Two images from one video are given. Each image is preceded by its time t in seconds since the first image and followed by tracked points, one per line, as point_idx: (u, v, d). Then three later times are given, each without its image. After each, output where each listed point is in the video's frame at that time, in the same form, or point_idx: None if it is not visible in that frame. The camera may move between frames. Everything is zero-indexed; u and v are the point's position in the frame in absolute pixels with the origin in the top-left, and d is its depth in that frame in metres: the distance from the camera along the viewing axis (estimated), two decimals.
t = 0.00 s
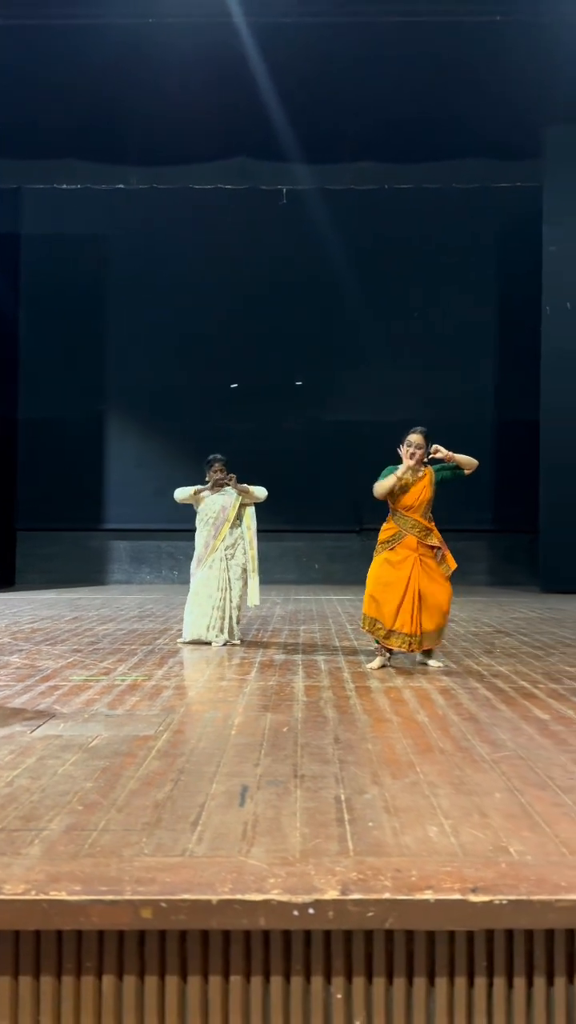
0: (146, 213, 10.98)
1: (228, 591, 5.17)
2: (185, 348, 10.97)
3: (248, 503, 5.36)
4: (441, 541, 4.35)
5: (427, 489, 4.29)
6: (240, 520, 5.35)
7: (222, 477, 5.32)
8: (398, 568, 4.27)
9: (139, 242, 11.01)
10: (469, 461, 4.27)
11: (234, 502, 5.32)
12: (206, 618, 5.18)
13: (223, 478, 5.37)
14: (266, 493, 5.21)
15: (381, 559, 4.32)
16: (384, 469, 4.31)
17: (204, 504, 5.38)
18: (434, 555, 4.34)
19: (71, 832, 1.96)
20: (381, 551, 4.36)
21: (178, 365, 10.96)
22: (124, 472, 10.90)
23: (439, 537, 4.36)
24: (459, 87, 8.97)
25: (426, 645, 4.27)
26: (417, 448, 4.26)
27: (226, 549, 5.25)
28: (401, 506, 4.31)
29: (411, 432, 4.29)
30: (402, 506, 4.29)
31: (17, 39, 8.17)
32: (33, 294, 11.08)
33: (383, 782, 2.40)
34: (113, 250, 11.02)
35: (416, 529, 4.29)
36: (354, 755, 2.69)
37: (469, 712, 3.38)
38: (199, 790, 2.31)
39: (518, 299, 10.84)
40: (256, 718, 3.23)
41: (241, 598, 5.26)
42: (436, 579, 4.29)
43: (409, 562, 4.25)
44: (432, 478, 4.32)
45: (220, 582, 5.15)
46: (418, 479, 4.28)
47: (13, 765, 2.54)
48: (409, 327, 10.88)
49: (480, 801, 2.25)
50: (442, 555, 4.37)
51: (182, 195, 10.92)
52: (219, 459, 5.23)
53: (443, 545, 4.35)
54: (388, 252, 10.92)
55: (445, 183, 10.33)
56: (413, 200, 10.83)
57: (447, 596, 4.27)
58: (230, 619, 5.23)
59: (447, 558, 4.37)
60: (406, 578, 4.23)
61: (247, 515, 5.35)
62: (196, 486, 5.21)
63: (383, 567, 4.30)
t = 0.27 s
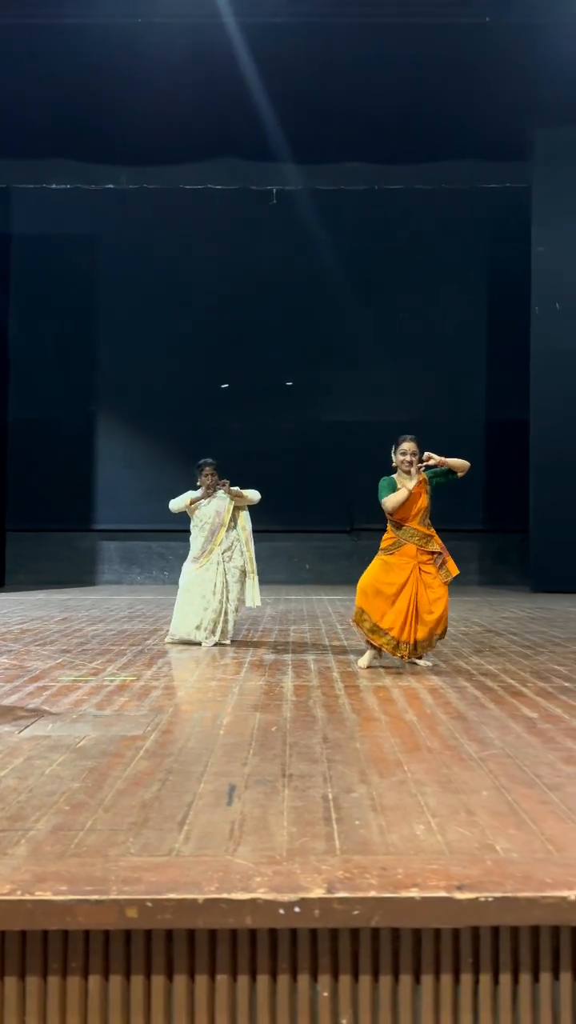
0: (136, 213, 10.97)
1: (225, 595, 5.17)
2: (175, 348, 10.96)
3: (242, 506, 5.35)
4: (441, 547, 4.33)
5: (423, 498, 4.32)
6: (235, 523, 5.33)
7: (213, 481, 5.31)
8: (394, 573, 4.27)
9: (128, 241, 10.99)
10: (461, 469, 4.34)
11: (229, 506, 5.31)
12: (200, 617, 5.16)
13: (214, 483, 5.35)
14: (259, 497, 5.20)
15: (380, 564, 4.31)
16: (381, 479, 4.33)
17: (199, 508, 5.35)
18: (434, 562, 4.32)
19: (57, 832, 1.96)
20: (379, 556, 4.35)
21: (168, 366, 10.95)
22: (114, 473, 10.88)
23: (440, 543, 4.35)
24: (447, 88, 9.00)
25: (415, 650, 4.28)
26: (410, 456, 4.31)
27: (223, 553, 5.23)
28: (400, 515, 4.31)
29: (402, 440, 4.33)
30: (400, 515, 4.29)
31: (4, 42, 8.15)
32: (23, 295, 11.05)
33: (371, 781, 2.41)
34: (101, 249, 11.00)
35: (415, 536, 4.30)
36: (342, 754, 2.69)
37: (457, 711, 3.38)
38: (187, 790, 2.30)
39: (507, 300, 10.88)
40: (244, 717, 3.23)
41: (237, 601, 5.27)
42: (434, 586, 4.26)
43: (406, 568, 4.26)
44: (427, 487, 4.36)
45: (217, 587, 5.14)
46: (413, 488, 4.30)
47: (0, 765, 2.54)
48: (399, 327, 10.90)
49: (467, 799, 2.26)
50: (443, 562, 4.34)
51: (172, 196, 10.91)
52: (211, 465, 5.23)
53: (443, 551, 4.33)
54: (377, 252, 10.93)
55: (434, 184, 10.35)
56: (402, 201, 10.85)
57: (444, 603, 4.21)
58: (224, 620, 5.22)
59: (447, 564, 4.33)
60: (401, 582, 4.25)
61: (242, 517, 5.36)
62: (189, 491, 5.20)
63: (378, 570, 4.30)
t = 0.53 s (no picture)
0: (127, 212, 10.93)
1: (215, 594, 5.16)
2: (167, 347, 10.93)
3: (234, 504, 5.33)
4: (435, 546, 4.35)
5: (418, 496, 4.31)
6: (226, 522, 5.32)
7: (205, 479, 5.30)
8: (389, 573, 4.27)
9: (119, 240, 10.96)
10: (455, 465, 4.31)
11: (220, 505, 5.28)
12: (190, 616, 5.15)
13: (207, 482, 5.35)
14: (251, 497, 5.15)
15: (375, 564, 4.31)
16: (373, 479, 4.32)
17: (190, 507, 5.33)
18: (428, 561, 4.35)
19: (45, 832, 1.95)
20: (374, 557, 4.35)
21: (159, 365, 10.93)
22: (105, 473, 10.85)
23: (433, 543, 4.37)
24: (438, 87, 9.00)
25: (414, 650, 4.28)
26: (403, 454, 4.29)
27: (213, 552, 5.22)
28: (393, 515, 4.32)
29: (394, 439, 4.30)
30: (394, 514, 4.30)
31: None
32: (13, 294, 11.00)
33: (362, 781, 2.40)
34: (92, 248, 10.96)
35: (409, 536, 4.31)
36: (333, 753, 2.68)
37: (448, 710, 3.38)
38: (177, 790, 2.29)
39: (498, 299, 10.89)
40: (235, 717, 3.22)
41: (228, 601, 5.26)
42: (429, 586, 4.29)
43: (400, 568, 4.26)
44: (420, 484, 4.33)
45: (207, 586, 5.13)
46: (407, 485, 4.29)
47: None
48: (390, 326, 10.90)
49: (458, 797, 2.26)
50: (436, 561, 4.37)
51: (163, 195, 10.89)
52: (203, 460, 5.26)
53: (437, 551, 4.35)
54: (369, 251, 10.93)
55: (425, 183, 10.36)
56: (393, 200, 10.85)
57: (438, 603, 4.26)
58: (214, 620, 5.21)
59: (440, 564, 4.37)
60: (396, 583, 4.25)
61: (234, 516, 5.33)
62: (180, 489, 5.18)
63: (374, 571, 4.28)
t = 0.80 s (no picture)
0: (119, 209, 10.88)
1: (202, 591, 5.12)
2: (158, 346, 10.90)
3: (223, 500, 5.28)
4: (423, 544, 4.36)
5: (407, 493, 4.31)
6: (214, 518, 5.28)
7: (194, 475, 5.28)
8: (377, 567, 4.26)
9: (109, 239, 10.92)
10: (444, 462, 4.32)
11: (208, 502, 5.24)
12: (179, 615, 5.12)
13: (197, 477, 5.35)
14: (241, 492, 5.14)
15: (363, 558, 4.30)
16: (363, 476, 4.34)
17: (177, 502, 5.30)
18: (417, 559, 4.35)
19: (31, 833, 1.93)
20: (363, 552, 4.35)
21: (150, 364, 10.90)
22: (96, 471, 10.81)
23: (422, 540, 4.38)
24: (428, 86, 9.00)
25: (398, 647, 4.27)
26: (392, 451, 4.32)
27: (201, 548, 5.18)
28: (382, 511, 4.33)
29: (383, 435, 4.29)
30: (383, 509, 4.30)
31: None
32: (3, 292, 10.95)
33: (351, 779, 2.39)
34: (81, 246, 10.91)
35: (398, 533, 4.31)
36: (323, 752, 2.67)
37: (439, 708, 3.38)
38: (165, 790, 2.28)
39: (489, 298, 10.90)
40: (225, 717, 3.20)
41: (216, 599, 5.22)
42: (417, 584, 4.28)
43: (389, 566, 4.24)
44: (410, 482, 4.35)
45: (193, 584, 5.09)
46: (397, 482, 4.31)
47: None
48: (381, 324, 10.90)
49: (448, 796, 2.25)
50: (425, 559, 4.38)
51: (153, 193, 10.85)
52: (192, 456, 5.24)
53: (426, 548, 4.36)
54: (360, 250, 10.91)
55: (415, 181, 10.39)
56: (384, 199, 10.85)
57: (426, 603, 4.24)
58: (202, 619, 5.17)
59: (429, 563, 4.38)
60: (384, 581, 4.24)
61: (224, 514, 5.31)
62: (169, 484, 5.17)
63: (362, 567, 4.27)
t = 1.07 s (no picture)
0: (112, 206, 10.85)
1: (191, 590, 5.09)
2: (151, 344, 10.86)
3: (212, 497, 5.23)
4: (410, 540, 4.33)
5: (393, 488, 4.29)
6: (203, 516, 5.23)
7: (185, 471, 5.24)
8: (365, 566, 4.24)
9: (101, 236, 10.88)
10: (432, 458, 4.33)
11: (197, 499, 5.20)
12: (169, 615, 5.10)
13: (188, 474, 5.28)
14: (231, 489, 5.13)
15: (350, 558, 4.29)
16: (350, 469, 4.34)
17: (167, 500, 5.27)
18: (404, 555, 4.31)
19: (18, 835, 1.90)
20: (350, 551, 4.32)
21: (143, 362, 10.86)
22: (89, 470, 10.76)
23: (408, 535, 4.35)
24: (420, 82, 8.98)
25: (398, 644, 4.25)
26: (381, 445, 4.31)
27: (190, 547, 5.15)
28: (368, 505, 4.30)
29: (372, 429, 4.30)
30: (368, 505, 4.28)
31: None
32: None
33: (344, 779, 2.37)
34: (74, 244, 10.87)
35: (384, 527, 4.28)
36: (316, 752, 2.65)
37: (433, 707, 3.36)
38: (156, 790, 2.25)
39: (483, 296, 10.89)
40: (218, 716, 3.17)
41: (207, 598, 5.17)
42: (406, 580, 4.27)
43: (377, 563, 4.23)
44: (397, 476, 4.35)
45: (181, 583, 5.07)
46: (384, 476, 4.31)
47: None
48: (375, 322, 10.88)
49: (441, 795, 2.22)
50: (412, 554, 4.34)
51: (147, 191, 10.82)
52: (184, 452, 5.19)
53: (412, 544, 4.33)
54: (353, 247, 10.89)
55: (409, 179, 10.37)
56: (378, 196, 10.83)
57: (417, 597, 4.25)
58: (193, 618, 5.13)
59: (416, 558, 4.35)
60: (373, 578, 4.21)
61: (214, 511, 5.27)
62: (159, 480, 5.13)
63: (351, 570, 4.26)
